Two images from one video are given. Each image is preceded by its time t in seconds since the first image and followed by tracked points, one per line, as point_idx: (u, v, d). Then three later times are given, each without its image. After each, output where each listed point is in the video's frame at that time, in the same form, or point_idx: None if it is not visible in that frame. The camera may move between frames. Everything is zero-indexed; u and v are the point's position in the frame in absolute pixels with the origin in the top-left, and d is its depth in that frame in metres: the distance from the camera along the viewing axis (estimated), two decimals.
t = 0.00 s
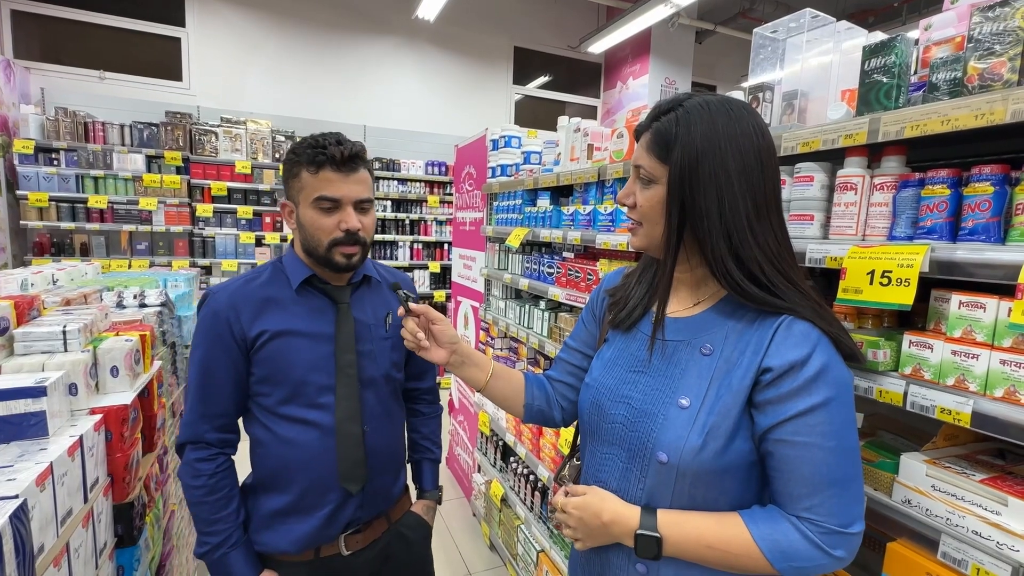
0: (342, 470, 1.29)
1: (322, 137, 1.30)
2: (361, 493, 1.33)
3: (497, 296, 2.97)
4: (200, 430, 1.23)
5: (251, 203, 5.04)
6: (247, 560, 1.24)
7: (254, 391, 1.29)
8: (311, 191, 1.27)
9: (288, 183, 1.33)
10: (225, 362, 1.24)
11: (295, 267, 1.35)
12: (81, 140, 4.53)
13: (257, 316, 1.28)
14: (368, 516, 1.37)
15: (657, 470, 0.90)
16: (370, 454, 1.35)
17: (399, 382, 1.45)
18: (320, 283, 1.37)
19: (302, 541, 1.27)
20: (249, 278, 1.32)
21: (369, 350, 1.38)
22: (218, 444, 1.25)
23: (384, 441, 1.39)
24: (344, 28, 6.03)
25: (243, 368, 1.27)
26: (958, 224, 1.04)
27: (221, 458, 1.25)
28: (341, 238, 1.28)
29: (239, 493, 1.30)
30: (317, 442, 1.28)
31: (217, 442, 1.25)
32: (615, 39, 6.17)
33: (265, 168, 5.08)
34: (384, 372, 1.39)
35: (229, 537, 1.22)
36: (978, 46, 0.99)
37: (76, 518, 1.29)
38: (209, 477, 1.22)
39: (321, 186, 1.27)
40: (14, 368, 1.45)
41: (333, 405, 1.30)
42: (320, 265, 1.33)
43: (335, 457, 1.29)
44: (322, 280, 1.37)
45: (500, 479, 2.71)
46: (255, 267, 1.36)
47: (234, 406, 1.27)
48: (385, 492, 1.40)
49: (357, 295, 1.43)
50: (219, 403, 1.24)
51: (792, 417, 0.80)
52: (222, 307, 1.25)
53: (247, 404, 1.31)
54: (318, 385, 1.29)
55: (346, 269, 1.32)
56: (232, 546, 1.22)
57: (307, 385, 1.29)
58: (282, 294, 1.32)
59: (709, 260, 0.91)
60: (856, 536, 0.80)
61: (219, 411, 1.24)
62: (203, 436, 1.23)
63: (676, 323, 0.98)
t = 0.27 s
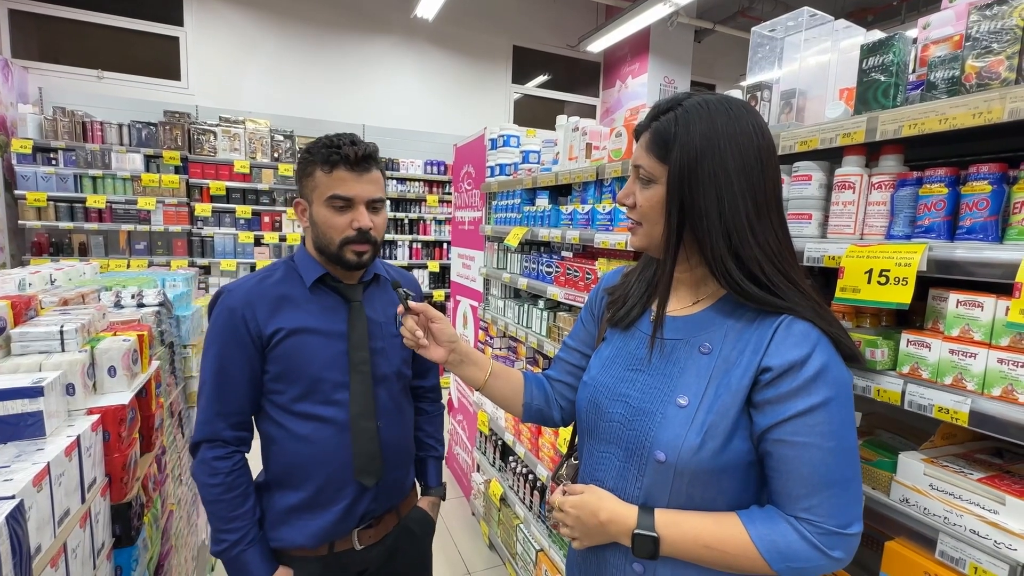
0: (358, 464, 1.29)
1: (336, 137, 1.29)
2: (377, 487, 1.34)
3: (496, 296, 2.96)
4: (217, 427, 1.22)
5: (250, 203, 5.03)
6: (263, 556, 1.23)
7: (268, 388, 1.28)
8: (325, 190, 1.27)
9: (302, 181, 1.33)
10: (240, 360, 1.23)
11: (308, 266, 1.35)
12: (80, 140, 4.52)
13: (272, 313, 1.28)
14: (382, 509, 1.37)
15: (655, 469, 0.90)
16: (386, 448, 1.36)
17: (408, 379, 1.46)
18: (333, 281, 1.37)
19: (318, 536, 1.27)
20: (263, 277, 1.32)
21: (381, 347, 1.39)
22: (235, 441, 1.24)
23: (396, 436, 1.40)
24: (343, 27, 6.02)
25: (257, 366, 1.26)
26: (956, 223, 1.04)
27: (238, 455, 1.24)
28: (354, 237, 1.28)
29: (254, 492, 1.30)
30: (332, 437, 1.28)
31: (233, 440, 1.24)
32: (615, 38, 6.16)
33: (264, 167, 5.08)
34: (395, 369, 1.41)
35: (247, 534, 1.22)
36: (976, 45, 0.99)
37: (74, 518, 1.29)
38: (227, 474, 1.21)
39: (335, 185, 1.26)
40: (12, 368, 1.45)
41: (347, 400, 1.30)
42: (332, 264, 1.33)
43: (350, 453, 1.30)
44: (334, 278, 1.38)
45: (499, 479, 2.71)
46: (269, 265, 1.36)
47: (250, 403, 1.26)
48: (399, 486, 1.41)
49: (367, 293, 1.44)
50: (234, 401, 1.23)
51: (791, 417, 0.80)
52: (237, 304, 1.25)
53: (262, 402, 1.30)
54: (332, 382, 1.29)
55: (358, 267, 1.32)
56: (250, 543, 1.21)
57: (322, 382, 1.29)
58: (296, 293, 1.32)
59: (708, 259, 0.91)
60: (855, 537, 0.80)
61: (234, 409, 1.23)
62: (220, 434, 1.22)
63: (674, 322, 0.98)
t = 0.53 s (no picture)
0: (356, 463, 1.29)
1: (331, 136, 1.29)
2: (375, 486, 1.34)
3: (495, 295, 2.96)
4: (216, 426, 1.22)
5: (249, 202, 5.03)
6: (263, 554, 1.22)
7: (267, 388, 1.28)
8: (324, 190, 1.26)
9: (300, 182, 1.32)
10: (240, 359, 1.23)
11: (307, 266, 1.35)
12: (78, 139, 4.50)
13: (272, 313, 1.28)
14: (379, 507, 1.37)
15: (654, 470, 0.90)
16: (385, 448, 1.36)
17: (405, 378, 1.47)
18: (333, 281, 1.37)
19: (319, 534, 1.27)
20: (261, 277, 1.31)
21: (380, 347, 1.39)
22: (234, 440, 1.24)
23: (394, 436, 1.40)
24: (342, 27, 6.01)
25: (257, 366, 1.25)
26: (953, 222, 1.04)
27: (236, 454, 1.24)
28: (354, 237, 1.28)
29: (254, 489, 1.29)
30: (332, 436, 1.28)
31: (232, 439, 1.24)
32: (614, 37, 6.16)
33: (263, 167, 5.08)
34: (394, 368, 1.41)
35: (246, 533, 1.21)
36: (973, 45, 0.99)
37: (71, 518, 1.29)
38: (226, 473, 1.20)
39: (334, 184, 1.26)
40: (9, 368, 1.45)
41: (346, 400, 1.30)
42: (332, 264, 1.33)
43: (349, 452, 1.30)
44: (334, 278, 1.38)
45: (498, 478, 2.71)
46: (268, 263, 1.36)
47: (249, 402, 1.26)
48: (396, 484, 1.41)
49: (367, 293, 1.44)
50: (234, 399, 1.23)
51: (790, 418, 0.80)
52: (237, 303, 1.24)
53: (260, 401, 1.30)
54: (331, 382, 1.29)
55: (359, 266, 1.32)
56: (249, 541, 1.21)
57: (321, 382, 1.28)
58: (296, 292, 1.32)
59: (707, 260, 0.91)
60: (853, 538, 0.80)
61: (234, 407, 1.23)
62: (219, 433, 1.22)
63: (673, 322, 0.98)
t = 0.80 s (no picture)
0: (340, 465, 1.29)
1: (314, 132, 1.30)
2: (361, 488, 1.34)
3: (495, 295, 2.97)
4: (192, 431, 1.23)
5: (248, 202, 5.02)
6: (246, 557, 1.22)
7: (248, 392, 1.28)
8: (302, 184, 1.27)
9: (280, 177, 1.32)
10: (217, 363, 1.23)
11: (285, 267, 1.34)
12: (77, 139, 4.49)
13: (249, 316, 1.27)
14: (367, 509, 1.37)
15: (655, 470, 0.90)
16: (368, 451, 1.35)
17: (392, 378, 1.44)
18: (311, 282, 1.36)
19: (306, 536, 1.26)
20: (240, 278, 1.31)
21: (362, 348, 1.38)
22: (212, 444, 1.25)
23: (381, 437, 1.39)
24: (341, 26, 6.01)
25: (234, 369, 1.26)
26: (953, 221, 1.04)
27: (215, 457, 1.24)
28: (330, 233, 1.27)
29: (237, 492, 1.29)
30: (314, 439, 1.28)
31: (210, 442, 1.25)
32: (613, 36, 6.15)
33: (263, 166, 5.08)
34: (377, 368, 1.39)
35: (229, 535, 1.21)
36: (972, 43, 0.99)
37: (71, 517, 1.29)
38: (205, 476, 1.21)
39: (312, 179, 1.26)
40: (8, 368, 1.44)
41: (327, 403, 1.30)
42: (308, 261, 1.32)
43: (331, 455, 1.29)
44: (312, 279, 1.36)
45: (498, 477, 2.71)
46: (246, 266, 1.36)
47: (227, 406, 1.26)
48: (383, 486, 1.41)
49: (349, 293, 1.42)
50: (210, 403, 1.23)
51: (790, 418, 0.80)
52: (212, 307, 1.24)
53: (241, 404, 1.30)
54: (311, 384, 1.29)
55: (334, 265, 1.30)
56: (232, 543, 1.21)
57: (301, 385, 1.28)
58: (273, 294, 1.31)
59: (708, 259, 0.91)
60: (855, 538, 0.80)
61: (212, 411, 1.24)
62: (195, 437, 1.23)
63: (675, 322, 0.98)
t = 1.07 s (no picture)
0: (319, 470, 1.28)
1: (286, 129, 1.28)
2: (341, 492, 1.33)
3: (495, 294, 2.96)
4: (168, 434, 1.22)
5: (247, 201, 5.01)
6: (223, 562, 1.22)
7: (226, 394, 1.28)
8: (283, 185, 1.26)
9: (253, 179, 1.30)
10: (193, 365, 1.23)
11: (263, 266, 1.33)
12: (77, 138, 4.49)
13: (224, 318, 1.26)
14: (347, 514, 1.36)
15: (660, 470, 0.90)
16: (347, 454, 1.34)
17: (374, 379, 1.44)
18: (289, 280, 1.35)
19: (283, 542, 1.26)
20: (215, 279, 1.30)
21: (343, 347, 1.37)
22: (189, 448, 1.24)
23: (361, 439, 1.38)
24: (341, 25, 6.00)
25: (211, 370, 1.25)
26: (954, 219, 1.03)
27: (192, 462, 1.24)
28: (321, 231, 1.28)
29: (215, 495, 1.29)
30: (292, 442, 1.27)
31: (187, 446, 1.24)
32: (613, 35, 6.13)
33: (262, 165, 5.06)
34: (358, 369, 1.38)
35: (204, 541, 1.21)
36: (974, 41, 0.98)
37: (71, 516, 1.29)
38: (181, 481, 1.21)
39: (293, 179, 1.25)
40: (7, 367, 1.44)
41: (306, 405, 1.29)
42: (295, 261, 1.31)
43: (310, 458, 1.28)
44: (290, 278, 1.35)
45: (499, 477, 2.71)
46: (222, 266, 1.34)
47: (204, 408, 1.26)
48: (364, 490, 1.40)
49: (329, 292, 1.41)
50: (187, 406, 1.23)
51: (796, 417, 0.80)
52: (187, 309, 1.23)
53: (218, 406, 1.30)
54: (290, 386, 1.28)
55: (327, 260, 1.32)
56: (208, 549, 1.21)
57: (279, 386, 1.27)
58: (250, 294, 1.30)
59: (714, 258, 0.90)
60: (860, 537, 0.80)
61: (188, 414, 1.23)
62: (172, 441, 1.22)
63: (679, 322, 0.98)
